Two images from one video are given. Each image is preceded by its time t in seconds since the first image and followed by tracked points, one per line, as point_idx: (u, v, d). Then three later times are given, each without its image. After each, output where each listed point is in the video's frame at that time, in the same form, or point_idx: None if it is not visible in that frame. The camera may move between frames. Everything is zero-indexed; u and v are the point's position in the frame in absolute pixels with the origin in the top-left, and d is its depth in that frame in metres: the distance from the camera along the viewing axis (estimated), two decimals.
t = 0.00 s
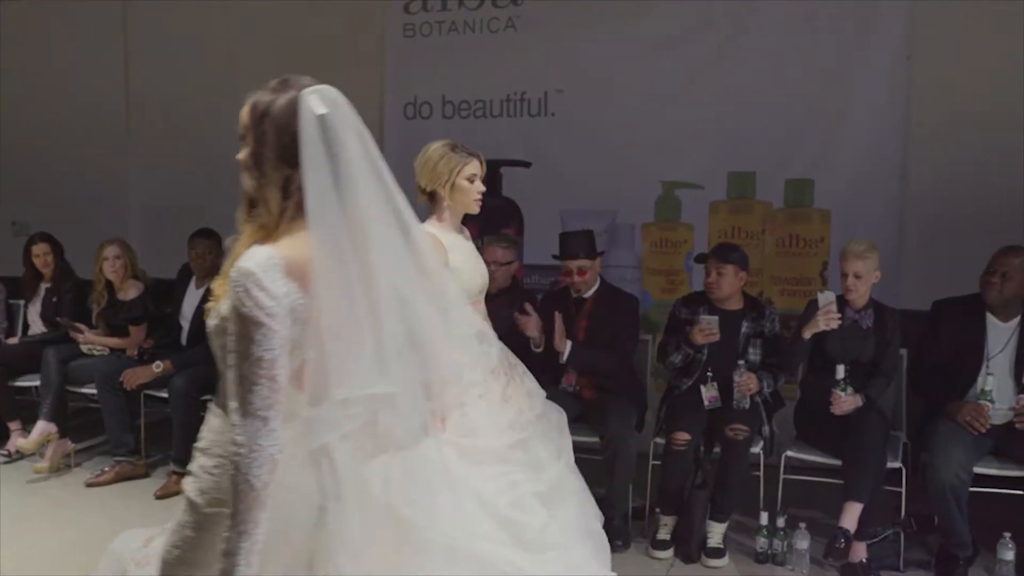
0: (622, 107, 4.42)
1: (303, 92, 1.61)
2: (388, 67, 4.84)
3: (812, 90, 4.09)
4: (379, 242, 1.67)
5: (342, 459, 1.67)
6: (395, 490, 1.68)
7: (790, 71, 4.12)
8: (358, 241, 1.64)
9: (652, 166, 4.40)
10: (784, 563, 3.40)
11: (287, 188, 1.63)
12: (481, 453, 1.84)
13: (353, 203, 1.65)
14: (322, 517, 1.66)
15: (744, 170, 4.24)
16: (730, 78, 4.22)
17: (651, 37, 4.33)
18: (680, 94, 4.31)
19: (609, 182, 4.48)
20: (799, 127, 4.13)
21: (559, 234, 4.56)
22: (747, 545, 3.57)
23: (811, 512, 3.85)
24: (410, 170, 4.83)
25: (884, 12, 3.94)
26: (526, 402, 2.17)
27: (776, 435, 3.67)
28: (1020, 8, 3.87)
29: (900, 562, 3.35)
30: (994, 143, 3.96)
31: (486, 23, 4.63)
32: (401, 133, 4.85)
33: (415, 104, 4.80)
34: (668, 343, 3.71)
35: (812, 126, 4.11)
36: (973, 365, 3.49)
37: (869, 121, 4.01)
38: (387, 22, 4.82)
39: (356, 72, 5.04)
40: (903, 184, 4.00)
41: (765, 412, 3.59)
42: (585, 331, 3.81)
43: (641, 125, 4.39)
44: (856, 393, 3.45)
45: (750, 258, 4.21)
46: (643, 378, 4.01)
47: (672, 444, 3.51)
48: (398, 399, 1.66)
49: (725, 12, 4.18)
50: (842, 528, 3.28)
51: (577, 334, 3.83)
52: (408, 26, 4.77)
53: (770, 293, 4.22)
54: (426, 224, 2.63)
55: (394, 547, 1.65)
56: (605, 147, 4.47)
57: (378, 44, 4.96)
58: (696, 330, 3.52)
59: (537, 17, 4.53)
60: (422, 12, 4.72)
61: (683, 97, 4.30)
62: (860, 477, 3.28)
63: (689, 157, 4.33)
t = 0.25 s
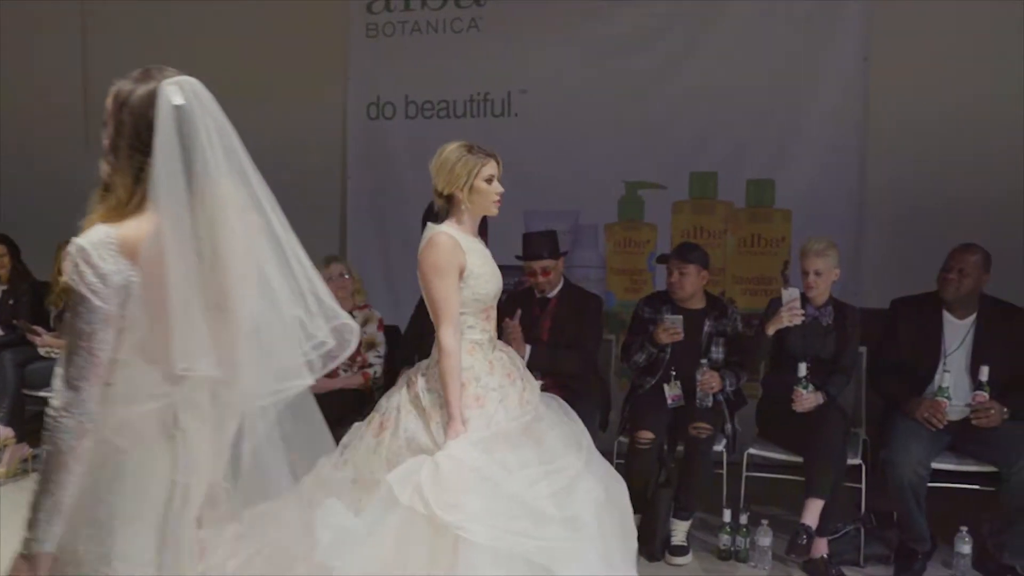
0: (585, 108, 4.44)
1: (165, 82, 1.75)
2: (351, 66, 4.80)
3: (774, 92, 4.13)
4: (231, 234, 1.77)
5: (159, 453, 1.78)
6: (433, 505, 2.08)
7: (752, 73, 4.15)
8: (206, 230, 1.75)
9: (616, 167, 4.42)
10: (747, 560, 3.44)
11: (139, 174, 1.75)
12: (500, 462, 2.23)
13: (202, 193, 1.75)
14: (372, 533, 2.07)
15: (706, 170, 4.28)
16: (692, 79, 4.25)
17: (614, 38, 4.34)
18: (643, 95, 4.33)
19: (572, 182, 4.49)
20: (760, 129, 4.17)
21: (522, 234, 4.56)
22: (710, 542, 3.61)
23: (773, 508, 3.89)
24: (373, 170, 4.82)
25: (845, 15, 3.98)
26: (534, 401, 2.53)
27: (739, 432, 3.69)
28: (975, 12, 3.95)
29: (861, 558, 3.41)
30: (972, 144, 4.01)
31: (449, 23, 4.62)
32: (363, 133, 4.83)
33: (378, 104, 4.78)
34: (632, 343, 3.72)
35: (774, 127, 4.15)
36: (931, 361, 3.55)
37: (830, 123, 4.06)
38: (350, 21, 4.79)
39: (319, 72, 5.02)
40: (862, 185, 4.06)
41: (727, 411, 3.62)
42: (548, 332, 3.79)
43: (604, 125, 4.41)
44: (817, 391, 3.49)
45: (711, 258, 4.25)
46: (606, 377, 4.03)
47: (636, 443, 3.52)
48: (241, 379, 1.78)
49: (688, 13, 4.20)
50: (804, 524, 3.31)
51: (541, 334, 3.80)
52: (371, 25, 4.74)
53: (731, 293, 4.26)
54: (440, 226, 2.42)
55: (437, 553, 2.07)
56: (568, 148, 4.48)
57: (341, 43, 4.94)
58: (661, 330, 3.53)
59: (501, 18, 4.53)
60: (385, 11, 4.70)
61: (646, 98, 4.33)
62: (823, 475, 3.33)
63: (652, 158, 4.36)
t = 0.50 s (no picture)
0: (549, 108, 4.44)
1: (43, 78, 1.97)
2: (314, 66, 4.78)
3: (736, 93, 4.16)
4: (109, 238, 1.97)
5: (52, 442, 2.05)
6: (468, 518, 2.24)
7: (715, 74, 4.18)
8: (85, 235, 1.96)
9: (579, 167, 4.43)
10: (711, 557, 3.46)
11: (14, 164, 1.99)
12: (530, 474, 2.37)
13: (69, 183, 1.97)
14: (416, 552, 2.29)
15: (670, 170, 4.30)
16: (655, 79, 4.27)
17: (578, 38, 4.35)
18: (606, 95, 4.34)
19: (536, 182, 4.50)
20: (723, 129, 4.20)
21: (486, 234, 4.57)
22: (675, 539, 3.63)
23: (736, 507, 3.92)
24: (337, 170, 4.79)
25: (806, 17, 4.03)
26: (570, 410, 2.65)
27: (701, 429, 3.72)
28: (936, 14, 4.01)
29: (823, 553, 3.45)
30: (976, 146, 4.01)
31: (413, 23, 4.61)
32: (326, 133, 4.80)
33: (342, 104, 4.76)
34: (597, 343, 3.73)
35: (736, 128, 4.18)
36: (890, 359, 3.60)
37: (791, 124, 4.10)
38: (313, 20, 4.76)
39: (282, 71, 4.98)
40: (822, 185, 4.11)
41: (691, 410, 3.65)
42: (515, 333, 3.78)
43: (568, 125, 4.42)
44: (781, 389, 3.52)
45: (675, 258, 4.27)
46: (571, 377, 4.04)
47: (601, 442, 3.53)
48: (117, 373, 2.02)
49: (651, 14, 4.22)
50: (767, 521, 3.34)
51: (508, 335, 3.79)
52: (334, 25, 4.72)
53: (694, 292, 4.28)
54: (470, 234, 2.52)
55: (477, 566, 2.24)
56: (532, 148, 4.49)
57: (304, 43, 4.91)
58: (627, 330, 3.54)
59: (465, 18, 4.52)
60: (349, 11, 4.68)
61: (609, 98, 4.34)
62: (786, 472, 3.36)
63: (616, 158, 4.37)
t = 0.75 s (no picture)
0: (512, 108, 4.45)
1: None
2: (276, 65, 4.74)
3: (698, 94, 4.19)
4: None
5: None
6: (483, 518, 2.32)
7: (677, 75, 4.21)
8: None
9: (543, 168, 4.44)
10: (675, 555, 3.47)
11: None
12: (545, 474, 2.42)
13: None
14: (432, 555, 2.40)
15: (633, 170, 4.32)
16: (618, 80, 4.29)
17: (541, 39, 4.36)
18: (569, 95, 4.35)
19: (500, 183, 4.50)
20: (685, 130, 4.23)
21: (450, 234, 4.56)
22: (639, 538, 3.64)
23: (700, 505, 3.94)
24: (299, 171, 4.76)
25: (766, 19, 4.07)
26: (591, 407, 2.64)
27: (666, 428, 3.74)
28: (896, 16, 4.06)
29: (785, 550, 3.48)
30: (969, 141, 4.04)
31: (375, 23, 4.59)
32: (288, 134, 4.76)
33: (304, 104, 4.72)
34: (562, 343, 3.72)
35: (698, 129, 4.21)
36: (850, 357, 3.65)
37: (752, 124, 4.14)
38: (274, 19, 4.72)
39: (243, 71, 4.93)
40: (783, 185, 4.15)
41: (654, 408, 3.67)
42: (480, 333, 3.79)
43: (532, 126, 4.43)
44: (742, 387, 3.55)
45: (637, 258, 4.29)
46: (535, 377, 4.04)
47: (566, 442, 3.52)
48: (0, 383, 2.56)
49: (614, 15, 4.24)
50: (730, 519, 3.36)
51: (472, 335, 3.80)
52: (296, 24, 4.68)
53: (657, 292, 4.29)
54: (493, 226, 2.53)
55: (496, 568, 2.34)
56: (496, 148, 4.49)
57: (265, 42, 4.87)
58: (589, 329, 3.58)
59: (428, 18, 4.51)
60: (310, 10, 4.65)
61: (572, 99, 4.35)
62: (749, 470, 3.38)
63: (579, 158, 4.38)
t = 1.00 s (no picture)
0: (474, 109, 4.45)
1: None
2: (235, 65, 4.70)
3: (658, 94, 4.22)
4: None
5: None
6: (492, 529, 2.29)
7: (638, 76, 4.23)
8: None
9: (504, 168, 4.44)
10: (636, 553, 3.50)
11: None
12: (561, 484, 2.38)
13: None
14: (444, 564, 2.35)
15: (594, 170, 4.34)
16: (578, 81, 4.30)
17: (502, 39, 4.36)
18: (531, 95, 4.36)
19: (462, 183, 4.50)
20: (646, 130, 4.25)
21: (412, 234, 4.56)
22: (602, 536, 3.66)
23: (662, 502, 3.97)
24: (259, 171, 4.72)
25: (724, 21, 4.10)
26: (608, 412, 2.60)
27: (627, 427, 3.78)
28: (856, 18, 4.10)
29: (746, 547, 3.51)
30: (923, 142, 4.10)
31: (335, 23, 4.56)
32: (247, 133, 4.72)
33: (264, 104, 4.68)
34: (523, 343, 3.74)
35: (658, 129, 4.24)
36: (810, 355, 3.69)
37: (712, 125, 4.17)
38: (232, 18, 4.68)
39: (201, 70, 4.88)
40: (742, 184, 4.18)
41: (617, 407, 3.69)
42: (441, 334, 3.80)
43: (493, 126, 4.43)
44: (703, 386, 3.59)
45: (600, 258, 4.29)
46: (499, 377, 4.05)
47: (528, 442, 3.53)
48: None
49: (574, 16, 4.25)
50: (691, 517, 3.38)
51: (433, 336, 3.81)
52: (255, 23, 4.65)
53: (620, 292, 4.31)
54: (515, 231, 2.47)
55: None
56: (457, 149, 4.49)
57: (223, 42, 4.82)
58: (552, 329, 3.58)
59: (388, 17, 4.49)
60: (269, 9, 4.61)
61: (534, 99, 4.36)
62: (709, 467, 3.40)
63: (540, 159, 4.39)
